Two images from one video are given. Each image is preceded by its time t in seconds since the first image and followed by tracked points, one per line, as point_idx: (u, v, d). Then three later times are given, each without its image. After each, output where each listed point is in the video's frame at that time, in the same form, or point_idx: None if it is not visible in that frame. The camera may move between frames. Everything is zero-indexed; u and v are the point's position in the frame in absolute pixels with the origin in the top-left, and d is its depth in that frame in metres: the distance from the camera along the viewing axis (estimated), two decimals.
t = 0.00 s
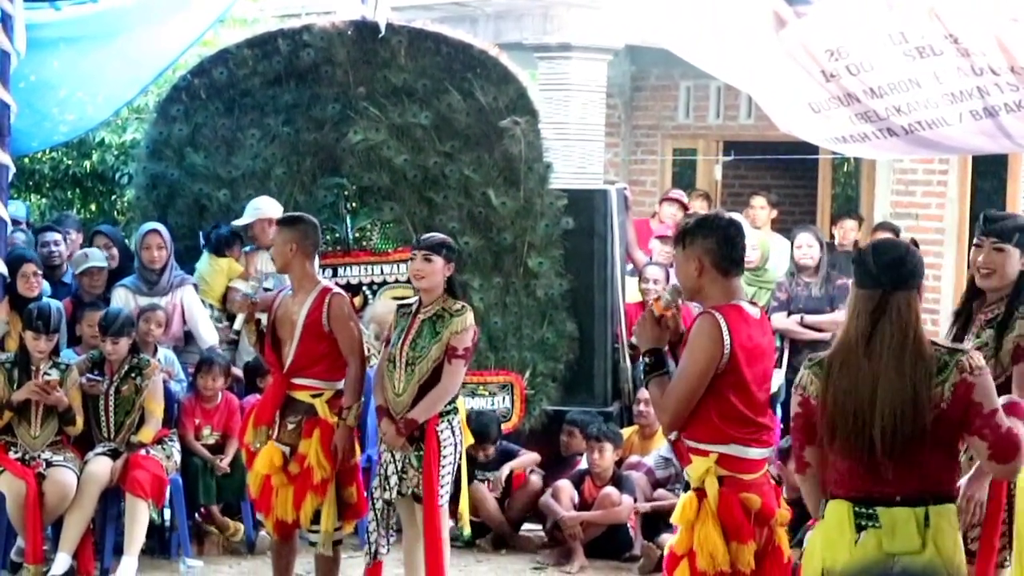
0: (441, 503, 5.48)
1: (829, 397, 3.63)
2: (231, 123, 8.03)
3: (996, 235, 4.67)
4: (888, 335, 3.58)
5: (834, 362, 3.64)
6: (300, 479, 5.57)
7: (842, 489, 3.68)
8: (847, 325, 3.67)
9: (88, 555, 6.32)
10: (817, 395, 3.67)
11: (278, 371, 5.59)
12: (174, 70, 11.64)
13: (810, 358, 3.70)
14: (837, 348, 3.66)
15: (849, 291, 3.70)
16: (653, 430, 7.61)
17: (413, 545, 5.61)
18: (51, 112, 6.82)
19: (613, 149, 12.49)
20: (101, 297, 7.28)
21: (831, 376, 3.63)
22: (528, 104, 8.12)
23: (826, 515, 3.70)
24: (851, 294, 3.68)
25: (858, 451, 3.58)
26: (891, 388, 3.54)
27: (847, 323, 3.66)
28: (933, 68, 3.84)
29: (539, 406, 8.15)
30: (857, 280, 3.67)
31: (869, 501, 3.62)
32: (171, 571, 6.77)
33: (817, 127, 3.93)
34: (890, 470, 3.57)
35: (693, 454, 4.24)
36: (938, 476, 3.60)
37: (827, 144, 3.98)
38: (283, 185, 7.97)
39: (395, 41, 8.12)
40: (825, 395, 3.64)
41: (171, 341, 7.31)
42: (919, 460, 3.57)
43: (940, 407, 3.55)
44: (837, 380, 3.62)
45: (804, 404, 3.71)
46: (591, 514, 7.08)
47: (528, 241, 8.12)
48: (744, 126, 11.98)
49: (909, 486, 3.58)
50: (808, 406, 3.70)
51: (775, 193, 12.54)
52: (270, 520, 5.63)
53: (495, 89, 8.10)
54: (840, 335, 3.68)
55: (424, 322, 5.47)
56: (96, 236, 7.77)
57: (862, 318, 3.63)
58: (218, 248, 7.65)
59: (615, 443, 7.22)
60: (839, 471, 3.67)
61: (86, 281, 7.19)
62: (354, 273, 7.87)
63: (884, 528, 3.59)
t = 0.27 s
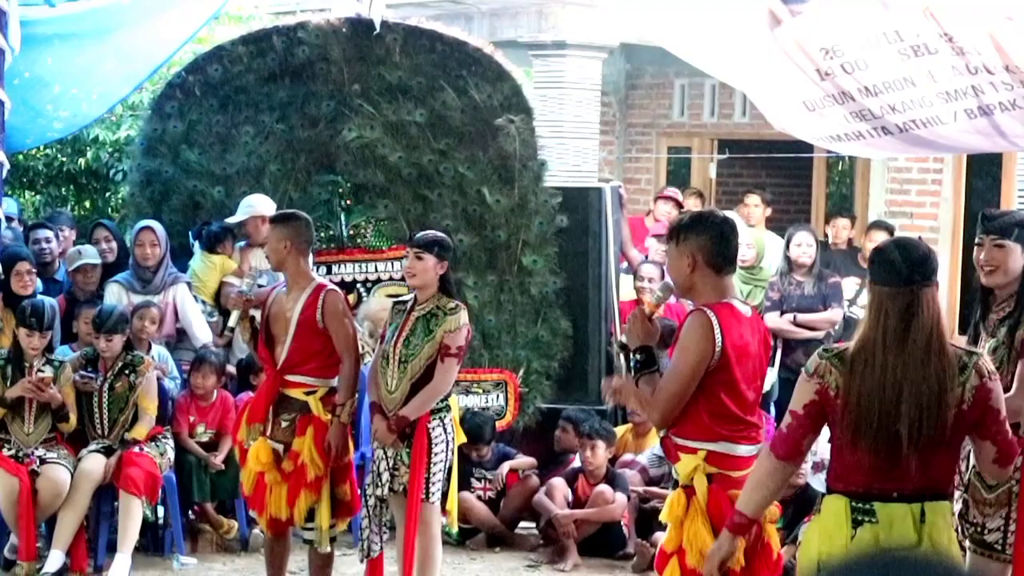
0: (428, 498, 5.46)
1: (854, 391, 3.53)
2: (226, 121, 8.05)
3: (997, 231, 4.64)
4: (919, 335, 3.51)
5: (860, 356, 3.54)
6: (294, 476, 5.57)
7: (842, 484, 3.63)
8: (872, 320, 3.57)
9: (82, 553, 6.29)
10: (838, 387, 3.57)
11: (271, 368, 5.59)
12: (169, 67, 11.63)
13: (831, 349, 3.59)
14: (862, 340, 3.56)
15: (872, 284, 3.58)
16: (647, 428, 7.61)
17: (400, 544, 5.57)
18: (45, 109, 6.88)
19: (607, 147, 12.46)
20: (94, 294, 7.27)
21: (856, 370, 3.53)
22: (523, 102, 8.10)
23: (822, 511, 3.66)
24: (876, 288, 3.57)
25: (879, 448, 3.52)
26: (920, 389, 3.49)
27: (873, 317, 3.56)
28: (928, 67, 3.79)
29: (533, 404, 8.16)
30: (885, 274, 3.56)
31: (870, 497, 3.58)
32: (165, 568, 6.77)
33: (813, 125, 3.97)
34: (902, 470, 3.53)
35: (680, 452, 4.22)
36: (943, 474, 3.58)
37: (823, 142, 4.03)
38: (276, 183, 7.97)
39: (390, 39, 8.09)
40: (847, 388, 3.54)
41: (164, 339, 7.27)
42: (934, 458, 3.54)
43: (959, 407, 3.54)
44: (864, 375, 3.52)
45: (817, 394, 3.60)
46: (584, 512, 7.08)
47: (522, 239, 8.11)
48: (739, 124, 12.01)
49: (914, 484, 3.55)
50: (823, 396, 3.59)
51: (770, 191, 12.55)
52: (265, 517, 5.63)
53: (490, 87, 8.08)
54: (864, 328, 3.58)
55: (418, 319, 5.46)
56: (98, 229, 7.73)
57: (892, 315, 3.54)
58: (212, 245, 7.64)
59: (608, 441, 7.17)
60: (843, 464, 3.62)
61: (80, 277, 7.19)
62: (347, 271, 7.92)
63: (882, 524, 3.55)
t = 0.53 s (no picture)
0: (419, 498, 5.46)
1: (863, 392, 3.56)
2: (218, 120, 8.03)
3: (984, 227, 4.68)
4: (919, 338, 3.60)
5: (873, 358, 3.58)
6: (288, 476, 5.56)
7: (831, 483, 3.69)
8: (872, 321, 3.62)
9: (75, 553, 6.30)
10: (848, 389, 3.59)
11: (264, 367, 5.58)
12: (161, 66, 11.61)
13: (837, 349, 3.60)
14: (865, 342, 3.61)
15: (876, 287, 3.61)
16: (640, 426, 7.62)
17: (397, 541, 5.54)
18: (38, 108, 6.84)
19: (601, 146, 12.48)
20: (88, 294, 7.26)
21: (864, 372, 3.57)
22: (516, 101, 8.10)
23: (807, 514, 3.73)
24: (881, 291, 3.61)
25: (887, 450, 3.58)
26: (923, 392, 3.58)
27: (881, 321, 3.61)
28: (920, 65, 3.80)
29: (527, 403, 8.16)
30: (890, 278, 3.60)
31: (861, 497, 3.66)
32: (159, 568, 6.77)
33: (806, 123, 3.98)
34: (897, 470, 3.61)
35: (669, 450, 4.24)
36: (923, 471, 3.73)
37: (816, 140, 4.04)
38: (271, 181, 8.02)
39: (383, 38, 8.09)
40: (855, 389, 3.58)
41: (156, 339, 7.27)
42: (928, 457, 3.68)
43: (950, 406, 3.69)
44: (872, 376, 3.56)
45: (818, 394, 3.61)
46: (578, 511, 7.09)
47: (515, 238, 8.10)
48: (732, 122, 12.02)
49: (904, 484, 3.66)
50: (826, 396, 3.61)
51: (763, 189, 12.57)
52: (259, 517, 5.62)
53: (483, 87, 8.07)
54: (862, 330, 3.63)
55: (411, 318, 5.44)
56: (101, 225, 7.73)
57: (901, 319, 3.60)
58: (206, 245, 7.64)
59: (604, 439, 7.23)
60: (834, 462, 3.67)
61: (73, 278, 7.18)
62: (341, 270, 7.77)
63: (873, 523, 3.65)
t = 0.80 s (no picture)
0: (417, 500, 5.46)
1: (837, 381, 3.62)
2: (215, 120, 8.03)
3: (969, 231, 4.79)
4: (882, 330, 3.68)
5: (843, 350, 3.63)
6: (285, 477, 5.56)
7: (804, 473, 3.72)
8: (837, 316, 3.67)
9: (73, 553, 6.30)
10: (820, 379, 3.64)
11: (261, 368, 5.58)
12: (158, 66, 11.61)
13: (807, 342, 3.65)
14: (832, 334, 3.66)
15: (841, 285, 3.66)
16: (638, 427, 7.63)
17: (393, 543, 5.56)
18: (35, 109, 6.86)
19: (598, 147, 12.48)
20: (85, 296, 7.26)
21: (835, 362, 3.63)
22: (514, 102, 8.09)
23: (786, 505, 3.74)
24: (847, 289, 3.66)
25: (857, 439, 3.65)
26: (889, 379, 3.66)
27: (846, 317, 3.66)
28: (917, 65, 3.81)
29: (525, 404, 8.16)
30: (854, 276, 3.66)
31: (835, 482, 3.70)
32: (155, 569, 6.77)
33: (803, 123, 3.99)
34: (867, 456, 3.68)
35: (664, 450, 4.27)
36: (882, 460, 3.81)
37: (813, 140, 4.04)
38: (268, 182, 8.02)
39: (380, 39, 8.09)
40: (827, 379, 3.63)
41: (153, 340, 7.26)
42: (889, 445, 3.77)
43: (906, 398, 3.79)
44: (845, 367, 3.62)
45: (790, 386, 3.65)
46: (576, 511, 7.09)
47: (513, 238, 8.10)
48: (729, 123, 12.01)
49: (872, 470, 3.72)
50: (799, 385, 3.65)
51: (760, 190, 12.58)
52: (256, 518, 5.62)
53: (479, 87, 8.08)
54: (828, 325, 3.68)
55: (408, 319, 5.43)
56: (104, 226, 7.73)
57: (865, 315, 3.66)
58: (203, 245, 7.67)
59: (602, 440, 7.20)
60: (806, 452, 3.70)
61: (70, 278, 7.17)
62: (340, 270, 7.74)
63: (852, 505, 3.67)
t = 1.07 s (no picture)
0: (418, 504, 5.46)
1: (822, 372, 3.71)
2: (214, 125, 8.04)
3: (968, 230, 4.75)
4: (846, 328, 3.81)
5: (819, 345, 3.74)
6: (287, 482, 5.56)
7: (798, 467, 3.78)
8: (807, 315, 3.79)
9: (73, 557, 6.31)
10: (806, 371, 3.72)
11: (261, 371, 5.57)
12: (157, 71, 11.62)
13: (788, 336, 3.74)
14: (806, 331, 3.76)
15: (806, 287, 3.79)
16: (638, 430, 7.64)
17: (390, 549, 5.55)
18: (34, 114, 6.86)
19: (597, 150, 12.50)
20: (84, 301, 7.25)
21: (817, 355, 3.73)
22: (512, 106, 8.12)
23: (786, 501, 3.77)
24: (812, 291, 3.78)
25: (843, 426, 3.74)
26: (861, 371, 3.80)
27: (815, 315, 3.78)
28: (915, 67, 3.81)
29: (525, 407, 8.15)
30: (817, 278, 3.79)
31: (828, 476, 3.79)
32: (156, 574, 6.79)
33: (802, 126, 3.99)
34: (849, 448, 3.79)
35: (664, 453, 4.29)
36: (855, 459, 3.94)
37: (812, 142, 4.05)
38: (267, 187, 7.97)
39: (378, 43, 8.11)
40: (811, 370, 3.71)
41: (154, 344, 7.26)
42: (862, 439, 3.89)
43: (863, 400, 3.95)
44: (827, 358, 3.72)
45: (777, 381, 3.71)
46: (575, 515, 7.08)
47: (512, 242, 8.11)
48: (728, 125, 12.00)
49: (853, 462, 3.83)
50: (788, 378, 3.71)
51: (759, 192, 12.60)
52: (256, 523, 5.61)
53: (478, 91, 8.09)
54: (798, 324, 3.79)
55: (406, 323, 5.42)
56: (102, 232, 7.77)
57: (832, 313, 3.80)
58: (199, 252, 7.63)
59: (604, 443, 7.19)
60: (797, 445, 3.76)
61: (68, 283, 7.16)
62: (337, 274, 7.82)
63: (849, 497, 3.78)
